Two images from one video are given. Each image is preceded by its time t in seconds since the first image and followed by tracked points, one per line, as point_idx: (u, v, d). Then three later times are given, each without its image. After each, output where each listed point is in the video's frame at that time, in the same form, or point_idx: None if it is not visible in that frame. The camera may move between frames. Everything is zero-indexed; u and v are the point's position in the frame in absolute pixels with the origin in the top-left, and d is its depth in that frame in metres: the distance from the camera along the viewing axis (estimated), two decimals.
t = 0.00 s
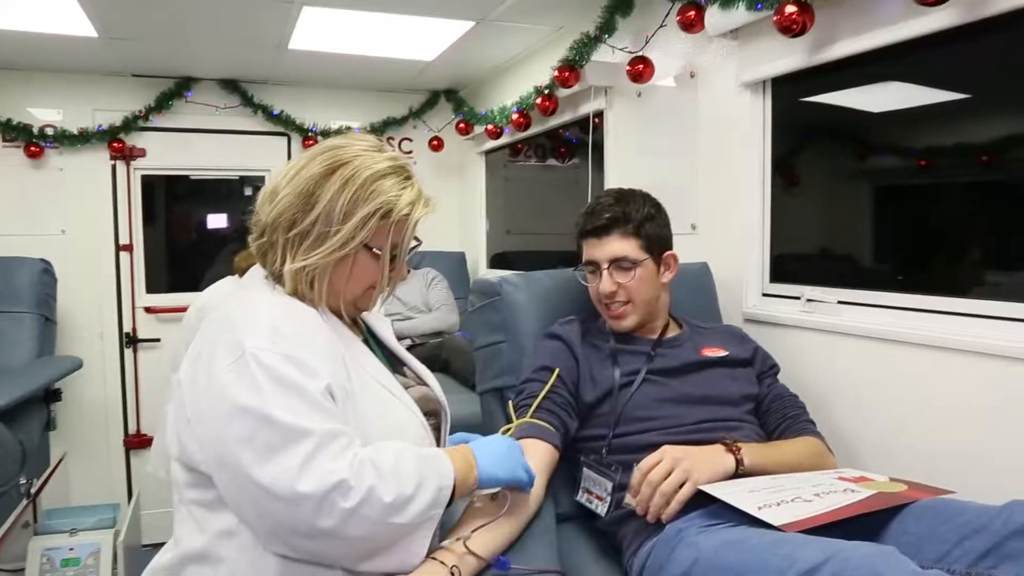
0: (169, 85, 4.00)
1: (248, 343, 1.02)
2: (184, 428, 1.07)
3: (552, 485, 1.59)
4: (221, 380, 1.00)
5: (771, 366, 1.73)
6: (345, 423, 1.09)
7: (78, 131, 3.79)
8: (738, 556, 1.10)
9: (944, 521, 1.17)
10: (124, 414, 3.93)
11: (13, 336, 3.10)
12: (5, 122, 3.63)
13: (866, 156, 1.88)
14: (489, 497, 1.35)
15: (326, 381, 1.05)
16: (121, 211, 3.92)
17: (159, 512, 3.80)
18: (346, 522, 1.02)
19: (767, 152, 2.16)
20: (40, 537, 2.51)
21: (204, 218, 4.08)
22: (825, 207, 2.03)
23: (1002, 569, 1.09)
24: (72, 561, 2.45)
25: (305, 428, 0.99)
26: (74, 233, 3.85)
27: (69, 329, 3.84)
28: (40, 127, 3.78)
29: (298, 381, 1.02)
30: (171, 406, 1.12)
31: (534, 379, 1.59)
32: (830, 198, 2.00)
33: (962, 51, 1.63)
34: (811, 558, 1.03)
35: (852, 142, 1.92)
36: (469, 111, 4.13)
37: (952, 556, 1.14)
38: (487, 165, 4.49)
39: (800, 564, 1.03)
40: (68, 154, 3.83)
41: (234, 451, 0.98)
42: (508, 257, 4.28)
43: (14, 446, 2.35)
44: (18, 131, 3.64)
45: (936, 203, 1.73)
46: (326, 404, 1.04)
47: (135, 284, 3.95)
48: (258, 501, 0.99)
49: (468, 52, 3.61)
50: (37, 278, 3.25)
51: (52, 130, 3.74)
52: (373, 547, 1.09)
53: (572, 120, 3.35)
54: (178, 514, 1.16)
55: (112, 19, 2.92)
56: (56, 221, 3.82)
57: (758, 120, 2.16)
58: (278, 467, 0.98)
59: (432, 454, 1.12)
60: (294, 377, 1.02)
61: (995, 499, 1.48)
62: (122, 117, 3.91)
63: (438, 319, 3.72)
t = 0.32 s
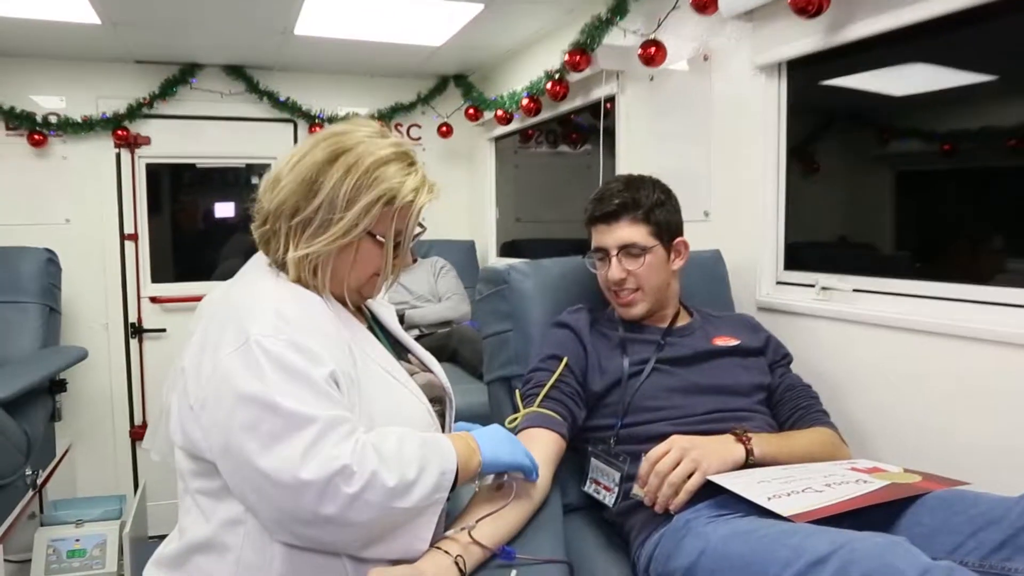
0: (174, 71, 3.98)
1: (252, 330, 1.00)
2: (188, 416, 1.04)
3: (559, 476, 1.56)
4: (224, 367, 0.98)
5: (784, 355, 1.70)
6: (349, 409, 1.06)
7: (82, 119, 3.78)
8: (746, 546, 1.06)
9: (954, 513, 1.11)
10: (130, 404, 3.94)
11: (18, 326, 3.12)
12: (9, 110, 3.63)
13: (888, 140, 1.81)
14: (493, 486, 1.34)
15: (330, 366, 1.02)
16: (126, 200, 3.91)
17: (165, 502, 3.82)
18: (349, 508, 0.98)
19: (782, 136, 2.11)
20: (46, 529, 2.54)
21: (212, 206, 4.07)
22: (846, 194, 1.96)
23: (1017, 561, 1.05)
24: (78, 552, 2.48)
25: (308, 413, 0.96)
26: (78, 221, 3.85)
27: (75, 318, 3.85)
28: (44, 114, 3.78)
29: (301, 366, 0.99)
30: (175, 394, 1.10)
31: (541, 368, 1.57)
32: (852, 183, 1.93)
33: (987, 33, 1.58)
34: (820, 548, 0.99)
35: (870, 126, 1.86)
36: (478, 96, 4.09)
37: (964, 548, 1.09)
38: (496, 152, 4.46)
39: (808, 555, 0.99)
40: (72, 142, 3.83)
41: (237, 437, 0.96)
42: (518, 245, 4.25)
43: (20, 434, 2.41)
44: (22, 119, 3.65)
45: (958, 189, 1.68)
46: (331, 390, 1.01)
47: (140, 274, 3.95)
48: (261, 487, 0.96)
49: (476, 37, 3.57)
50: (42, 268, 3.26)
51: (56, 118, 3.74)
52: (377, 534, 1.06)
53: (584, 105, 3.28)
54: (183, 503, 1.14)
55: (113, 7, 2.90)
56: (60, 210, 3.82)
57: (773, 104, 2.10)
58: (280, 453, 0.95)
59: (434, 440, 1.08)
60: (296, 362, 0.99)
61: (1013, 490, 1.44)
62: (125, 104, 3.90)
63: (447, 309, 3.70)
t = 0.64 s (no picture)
0: (179, 59, 3.98)
1: (251, 319, 0.98)
2: (187, 405, 1.03)
3: (563, 467, 1.55)
4: (224, 356, 0.96)
5: (794, 346, 1.67)
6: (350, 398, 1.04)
7: (86, 107, 3.79)
8: (748, 536, 1.03)
9: (965, 505, 1.06)
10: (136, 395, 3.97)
11: (24, 316, 3.14)
12: (13, 98, 3.65)
13: (907, 128, 1.76)
14: (496, 476, 1.33)
15: (330, 355, 1.01)
16: (132, 190, 3.92)
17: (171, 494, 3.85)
18: (351, 498, 0.97)
19: (795, 123, 2.07)
20: (50, 521, 2.57)
21: (221, 197, 4.11)
22: (862, 181, 1.91)
23: None
24: (83, 544, 2.51)
25: (308, 402, 0.95)
26: (83, 210, 3.86)
27: (81, 309, 3.87)
28: (48, 103, 3.79)
29: (302, 355, 0.97)
30: (173, 384, 1.08)
31: (547, 358, 1.55)
32: (869, 169, 1.88)
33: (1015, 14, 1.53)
34: (823, 539, 0.96)
35: (888, 112, 1.81)
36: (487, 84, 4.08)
37: (973, 541, 1.04)
38: (507, 140, 4.43)
39: (812, 544, 0.97)
40: (76, 131, 3.84)
41: (238, 426, 0.94)
42: (528, 236, 4.23)
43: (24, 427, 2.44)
44: (26, 107, 3.66)
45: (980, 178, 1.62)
46: (332, 378, 0.99)
47: (147, 264, 3.97)
48: (263, 476, 0.95)
49: (485, 23, 3.54)
50: (48, 258, 3.28)
51: (60, 107, 3.75)
52: (379, 524, 1.04)
53: (595, 92, 3.24)
54: (181, 494, 1.13)
55: None
56: (65, 199, 3.83)
57: (785, 90, 2.06)
58: (282, 442, 0.94)
59: (436, 430, 1.07)
60: (297, 350, 0.97)
61: None
62: (130, 92, 3.90)
63: (458, 299, 3.67)
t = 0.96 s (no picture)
0: (186, 49, 4.00)
1: (248, 309, 0.98)
2: (186, 396, 1.03)
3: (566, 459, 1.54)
4: (222, 346, 0.96)
5: (800, 338, 1.65)
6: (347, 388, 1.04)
7: (92, 98, 3.82)
8: (748, 528, 1.02)
9: (969, 498, 1.04)
10: (143, 387, 4.00)
11: (31, 308, 3.18)
12: (19, 89, 3.67)
13: (925, 119, 1.72)
14: (499, 467, 1.32)
15: (328, 344, 1.00)
16: (139, 182, 3.95)
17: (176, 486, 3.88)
18: (350, 488, 0.96)
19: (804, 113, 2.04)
20: (57, 512, 2.64)
21: (230, 189, 4.13)
22: (876, 171, 1.87)
23: None
24: (89, 535, 2.57)
25: (306, 390, 0.94)
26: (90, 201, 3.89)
27: (89, 301, 3.90)
28: (54, 93, 3.81)
29: (300, 344, 0.96)
30: (172, 374, 1.08)
31: (549, 349, 1.53)
32: (884, 158, 1.83)
33: None
34: (822, 529, 0.95)
35: (904, 102, 1.77)
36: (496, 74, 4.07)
37: (976, 534, 1.02)
38: (516, 130, 4.41)
39: (811, 535, 0.95)
40: (83, 122, 3.86)
41: (236, 415, 0.94)
42: (537, 227, 4.21)
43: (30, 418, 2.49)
44: (32, 98, 3.69)
45: (1000, 168, 1.58)
46: (330, 368, 0.99)
47: (153, 255, 4.00)
48: (262, 466, 0.94)
49: (492, 13, 3.53)
50: (55, 249, 3.30)
51: (66, 98, 3.78)
52: (378, 514, 1.03)
53: (603, 82, 3.21)
54: (182, 483, 1.13)
55: None
56: (72, 191, 3.86)
57: (794, 80, 2.03)
58: (280, 430, 0.93)
59: (433, 420, 1.06)
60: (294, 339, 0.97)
61: None
62: (137, 83, 3.92)
63: (467, 292, 3.69)
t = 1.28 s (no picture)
0: (195, 43, 4.02)
1: (240, 296, 0.98)
2: (182, 383, 1.04)
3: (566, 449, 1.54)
4: (216, 334, 0.97)
5: (803, 329, 1.63)
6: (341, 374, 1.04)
7: (103, 92, 3.85)
8: (744, 517, 1.01)
9: (968, 487, 1.03)
10: (154, 379, 4.04)
11: (41, 300, 3.22)
12: (31, 84, 3.72)
13: (941, 110, 1.69)
14: (494, 456, 1.32)
15: (320, 330, 1.01)
16: (149, 176, 3.98)
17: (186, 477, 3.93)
18: (344, 471, 0.96)
19: (809, 104, 2.02)
20: (67, 503, 2.68)
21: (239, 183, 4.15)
22: (889, 162, 1.83)
23: None
24: (99, 526, 2.61)
25: (298, 375, 0.94)
26: (101, 195, 3.93)
27: (100, 294, 3.94)
28: (66, 88, 3.85)
29: (292, 329, 0.97)
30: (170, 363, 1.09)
31: (550, 339, 1.53)
32: (897, 149, 1.80)
33: None
34: (815, 517, 0.93)
35: (919, 93, 1.73)
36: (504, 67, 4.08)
37: (974, 523, 0.99)
38: (524, 123, 4.40)
39: (805, 524, 0.93)
40: (94, 116, 3.90)
41: (229, 400, 0.95)
42: (545, 221, 4.21)
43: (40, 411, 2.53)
44: (43, 93, 3.73)
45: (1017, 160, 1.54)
46: (323, 354, 0.99)
47: (163, 249, 4.03)
48: (256, 450, 0.95)
49: (499, 6, 3.53)
50: (65, 243, 3.34)
51: (77, 92, 3.82)
52: (374, 499, 1.04)
53: (610, 74, 3.20)
54: (182, 471, 1.14)
55: None
56: (84, 185, 3.91)
57: (800, 70, 2.01)
58: (274, 414, 0.94)
59: (428, 406, 1.06)
60: (286, 325, 0.97)
61: None
62: (147, 77, 3.95)
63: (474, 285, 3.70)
